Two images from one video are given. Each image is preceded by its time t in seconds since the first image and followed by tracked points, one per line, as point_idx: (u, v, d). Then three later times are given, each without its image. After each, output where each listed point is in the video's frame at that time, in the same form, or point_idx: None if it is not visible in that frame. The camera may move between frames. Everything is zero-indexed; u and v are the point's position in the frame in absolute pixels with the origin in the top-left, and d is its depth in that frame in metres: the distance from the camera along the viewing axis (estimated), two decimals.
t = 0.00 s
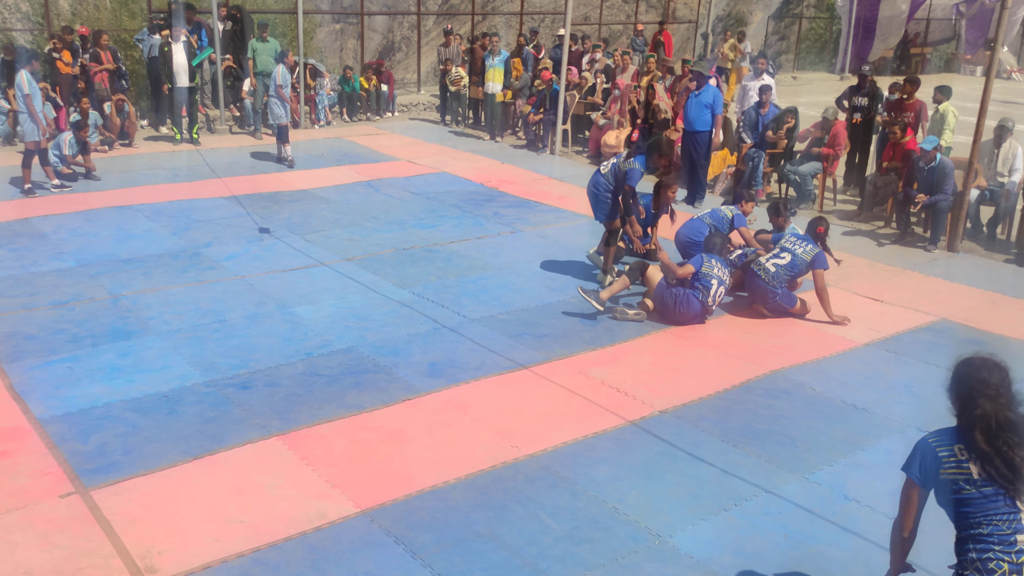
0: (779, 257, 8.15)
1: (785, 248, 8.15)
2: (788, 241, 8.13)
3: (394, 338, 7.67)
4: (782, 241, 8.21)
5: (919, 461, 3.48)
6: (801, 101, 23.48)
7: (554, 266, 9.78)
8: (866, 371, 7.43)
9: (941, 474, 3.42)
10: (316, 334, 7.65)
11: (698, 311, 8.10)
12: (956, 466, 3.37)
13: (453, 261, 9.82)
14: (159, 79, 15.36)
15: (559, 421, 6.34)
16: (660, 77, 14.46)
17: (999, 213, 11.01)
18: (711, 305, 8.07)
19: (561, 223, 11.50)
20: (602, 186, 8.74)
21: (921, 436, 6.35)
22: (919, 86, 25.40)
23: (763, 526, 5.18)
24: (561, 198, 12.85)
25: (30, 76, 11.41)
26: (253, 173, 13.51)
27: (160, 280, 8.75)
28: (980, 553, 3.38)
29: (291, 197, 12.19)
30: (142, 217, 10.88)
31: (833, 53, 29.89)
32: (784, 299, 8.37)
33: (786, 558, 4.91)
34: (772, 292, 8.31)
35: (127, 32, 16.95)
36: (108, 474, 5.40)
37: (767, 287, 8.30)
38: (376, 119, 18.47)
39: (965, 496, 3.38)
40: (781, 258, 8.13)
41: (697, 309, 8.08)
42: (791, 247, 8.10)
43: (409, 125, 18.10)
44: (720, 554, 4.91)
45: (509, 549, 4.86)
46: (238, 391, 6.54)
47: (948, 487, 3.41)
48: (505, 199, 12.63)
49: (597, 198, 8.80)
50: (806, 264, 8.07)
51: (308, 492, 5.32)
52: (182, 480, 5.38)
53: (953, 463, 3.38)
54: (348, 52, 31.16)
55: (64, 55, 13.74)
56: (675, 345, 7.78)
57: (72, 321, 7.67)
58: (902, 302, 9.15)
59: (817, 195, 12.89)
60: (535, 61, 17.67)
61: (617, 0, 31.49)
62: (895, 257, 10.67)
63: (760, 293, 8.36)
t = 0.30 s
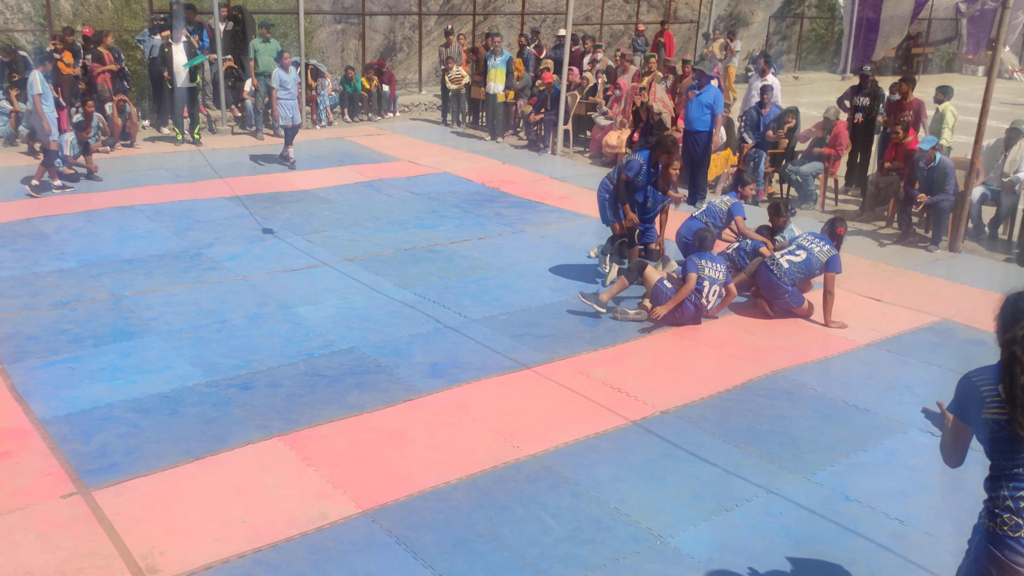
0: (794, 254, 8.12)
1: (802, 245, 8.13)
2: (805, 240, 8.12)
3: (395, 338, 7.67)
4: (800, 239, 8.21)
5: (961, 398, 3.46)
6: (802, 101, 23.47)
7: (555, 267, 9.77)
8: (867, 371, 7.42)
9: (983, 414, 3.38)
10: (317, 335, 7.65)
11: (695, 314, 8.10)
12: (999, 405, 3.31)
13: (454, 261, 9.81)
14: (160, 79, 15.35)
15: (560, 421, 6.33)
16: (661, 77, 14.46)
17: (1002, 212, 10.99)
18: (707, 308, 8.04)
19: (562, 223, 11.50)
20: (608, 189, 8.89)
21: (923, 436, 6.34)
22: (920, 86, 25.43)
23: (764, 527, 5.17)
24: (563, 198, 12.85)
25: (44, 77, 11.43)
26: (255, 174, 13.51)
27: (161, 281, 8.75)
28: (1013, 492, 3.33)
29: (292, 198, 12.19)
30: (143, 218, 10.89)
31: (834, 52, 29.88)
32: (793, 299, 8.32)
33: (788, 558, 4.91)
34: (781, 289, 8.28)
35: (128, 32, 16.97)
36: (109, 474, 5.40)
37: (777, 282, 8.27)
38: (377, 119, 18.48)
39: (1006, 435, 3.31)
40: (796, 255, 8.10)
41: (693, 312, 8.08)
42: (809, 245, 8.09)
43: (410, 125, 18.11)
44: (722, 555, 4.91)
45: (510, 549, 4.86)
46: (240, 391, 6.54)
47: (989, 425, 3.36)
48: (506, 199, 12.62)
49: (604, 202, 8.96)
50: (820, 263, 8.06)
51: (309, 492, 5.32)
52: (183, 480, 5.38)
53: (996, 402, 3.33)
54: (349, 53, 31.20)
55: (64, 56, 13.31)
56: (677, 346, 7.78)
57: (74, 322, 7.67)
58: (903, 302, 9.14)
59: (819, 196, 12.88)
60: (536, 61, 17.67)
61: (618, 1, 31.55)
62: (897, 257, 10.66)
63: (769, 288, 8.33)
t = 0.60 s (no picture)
0: (791, 249, 8.24)
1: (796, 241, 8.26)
2: (802, 236, 8.25)
3: (396, 340, 7.67)
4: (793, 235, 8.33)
5: (995, 367, 3.67)
6: (803, 102, 23.49)
7: (556, 268, 9.78)
8: (868, 372, 7.41)
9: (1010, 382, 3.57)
10: (319, 337, 7.65)
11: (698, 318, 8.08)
12: None
13: (455, 262, 9.81)
14: (161, 81, 15.30)
15: (560, 423, 6.33)
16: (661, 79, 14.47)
17: (1003, 213, 10.96)
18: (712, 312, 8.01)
19: (563, 224, 11.50)
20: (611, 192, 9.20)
21: (924, 437, 6.34)
22: (920, 86, 25.46)
23: (765, 528, 5.17)
24: (563, 199, 12.85)
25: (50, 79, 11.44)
26: (255, 175, 13.53)
27: (162, 282, 8.76)
28: None
29: (293, 199, 12.19)
30: (144, 219, 10.90)
31: (835, 53, 29.89)
32: (790, 294, 8.35)
33: (789, 558, 4.91)
34: (781, 285, 8.30)
35: (130, 34, 17.00)
36: (110, 476, 5.40)
37: (778, 279, 8.30)
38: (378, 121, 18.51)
39: None
40: (796, 251, 8.21)
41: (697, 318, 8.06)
42: (804, 241, 8.22)
43: (411, 126, 18.13)
44: (723, 556, 4.91)
45: (510, 551, 4.86)
46: (241, 393, 6.54)
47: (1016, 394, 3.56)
48: (507, 200, 12.63)
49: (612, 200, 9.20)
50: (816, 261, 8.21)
51: (310, 494, 5.32)
52: (184, 482, 5.38)
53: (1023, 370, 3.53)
54: (350, 54, 31.27)
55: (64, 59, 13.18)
56: (677, 347, 7.78)
57: (75, 324, 7.68)
58: (904, 303, 9.14)
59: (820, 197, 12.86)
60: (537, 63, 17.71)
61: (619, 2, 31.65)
62: (898, 258, 10.65)
63: (770, 285, 8.33)
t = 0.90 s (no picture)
0: (787, 222, 8.32)
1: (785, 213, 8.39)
2: (796, 210, 8.34)
3: (395, 342, 7.67)
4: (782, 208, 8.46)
5: None
6: (802, 104, 23.51)
7: (555, 269, 9.79)
8: (867, 374, 7.41)
9: None
10: (318, 338, 7.66)
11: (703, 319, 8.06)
12: None
13: (454, 264, 9.82)
14: (159, 83, 15.31)
15: (560, 425, 6.33)
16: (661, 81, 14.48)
17: (1003, 214, 10.95)
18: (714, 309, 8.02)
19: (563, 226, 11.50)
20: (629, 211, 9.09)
21: (924, 438, 6.34)
22: (920, 88, 25.49)
23: (765, 530, 5.17)
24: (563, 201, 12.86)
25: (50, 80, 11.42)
26: (255, 177, 13.53)
27: (161, 285, 8.76)
28: None
29: (293, 201, 12.20)
30: (144, 222, 10.90)
31: (835, 55, 29.90)
32: (785, 265, 8.34)
33: (788, 560, 4.90)
34: (779, 256, 8.29)
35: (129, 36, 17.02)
36: (110, 478, 5.40)
37: (777, 249, 8.30)
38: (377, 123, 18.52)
39: None
40: (793, 224, 8.30)
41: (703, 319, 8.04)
42: (797, 214, 8.33)
43: (410, 128, 18.15)
44: (722, 557, 4.90)
45: (510, 553, 4.86)
46: (240, 395, 6.54)
47: None
48: (506, 202, 12.63)
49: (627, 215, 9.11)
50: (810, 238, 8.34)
51: (310, 496, 5.32)
52: (184, 484, 5.38)
53: None
54: (350, 57, 31.37)
55: (65, 61, 13.28)
56: (677, 349, 7.78)
57: (74, 326, 7.68)
58: (903, 305, 9.14)
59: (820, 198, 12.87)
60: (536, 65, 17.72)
61: (618, 3, 31.71)
62: (897, 260, 10.65)
63: (767, 255, 8.30)
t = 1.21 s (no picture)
0: (812, 201, 7.99)
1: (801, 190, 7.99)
2: (808, 182, 7.97)
3: (395, 344, 7.66)
4: (794, 183, 8.04)
5: None
6: (801, 106, 23.53)
7: (555, 271, 9.78)
8: (867, 375, 7.41)
9: None
10: (317, 340, 7.66)
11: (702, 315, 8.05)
12: None
13: (454, 266, 9.82)
14: (159, 88, 15.35)
15: (559, 427, 6.32)
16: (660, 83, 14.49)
17: (1002, 216, 10.96)
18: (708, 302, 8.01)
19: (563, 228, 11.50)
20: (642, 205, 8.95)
21: (923, 440, 6.34)
22: (920, 91, 25.47)
23: (764, 532, 5.16)
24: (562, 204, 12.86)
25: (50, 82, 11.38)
26: (255, 180, 13.54)
27: (161, 287, 8.76)
28: None
29: (292, 204, 12.20)
30: (143, 224, 10.90)
31: (834, 57, 29.85)
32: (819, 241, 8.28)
33: (789, 561, 4.90)
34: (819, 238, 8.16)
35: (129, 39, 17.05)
36: (109, 481, 5.39)
37: (814, 235, 8.10)
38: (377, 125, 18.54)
39: None
40: (818, 201, 7.98)
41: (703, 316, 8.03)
42: (814, 186, 7.97)
43: (410, 130, 18.17)
44: (722, 559, 4.90)
45: (509, 555, 4.85)
46: (240, 398, 6.54)
47: None
48: (506, 204, 12.64)
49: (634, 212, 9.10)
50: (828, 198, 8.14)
51: (309, 499, 5.32)
52: (184, 486, 5.37)
53: None
54: (349, 59, 31.46)
55: (65, 63, 13.37)
56: (677, 351, 7.78)
57: (73, 329, 7.68)
58: (903, 306, 9.14)
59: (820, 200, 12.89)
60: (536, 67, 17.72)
61: (618, 6, 31.79)
62: (897, 262, 10.64)
63: (808, 245, 8.10)
